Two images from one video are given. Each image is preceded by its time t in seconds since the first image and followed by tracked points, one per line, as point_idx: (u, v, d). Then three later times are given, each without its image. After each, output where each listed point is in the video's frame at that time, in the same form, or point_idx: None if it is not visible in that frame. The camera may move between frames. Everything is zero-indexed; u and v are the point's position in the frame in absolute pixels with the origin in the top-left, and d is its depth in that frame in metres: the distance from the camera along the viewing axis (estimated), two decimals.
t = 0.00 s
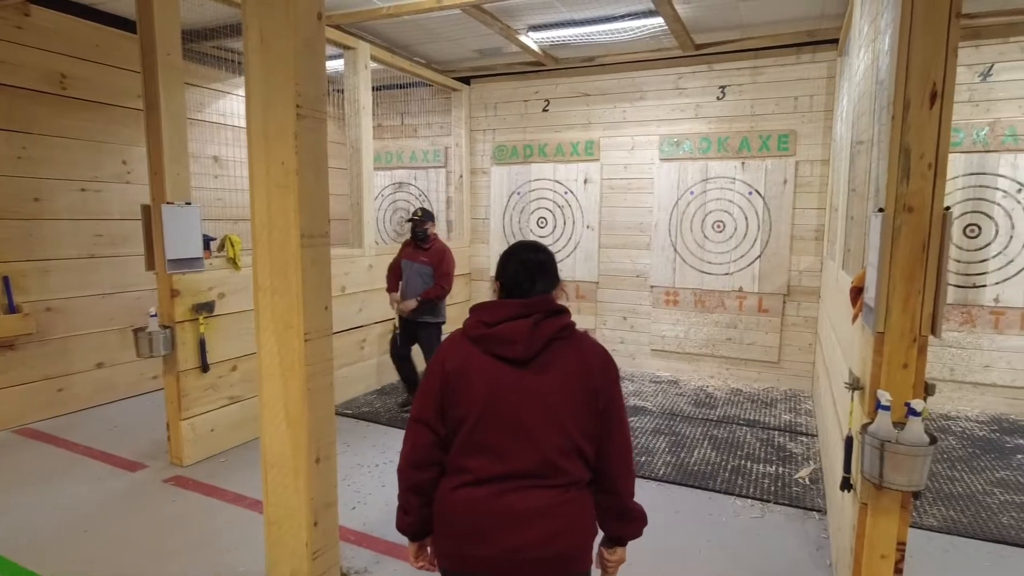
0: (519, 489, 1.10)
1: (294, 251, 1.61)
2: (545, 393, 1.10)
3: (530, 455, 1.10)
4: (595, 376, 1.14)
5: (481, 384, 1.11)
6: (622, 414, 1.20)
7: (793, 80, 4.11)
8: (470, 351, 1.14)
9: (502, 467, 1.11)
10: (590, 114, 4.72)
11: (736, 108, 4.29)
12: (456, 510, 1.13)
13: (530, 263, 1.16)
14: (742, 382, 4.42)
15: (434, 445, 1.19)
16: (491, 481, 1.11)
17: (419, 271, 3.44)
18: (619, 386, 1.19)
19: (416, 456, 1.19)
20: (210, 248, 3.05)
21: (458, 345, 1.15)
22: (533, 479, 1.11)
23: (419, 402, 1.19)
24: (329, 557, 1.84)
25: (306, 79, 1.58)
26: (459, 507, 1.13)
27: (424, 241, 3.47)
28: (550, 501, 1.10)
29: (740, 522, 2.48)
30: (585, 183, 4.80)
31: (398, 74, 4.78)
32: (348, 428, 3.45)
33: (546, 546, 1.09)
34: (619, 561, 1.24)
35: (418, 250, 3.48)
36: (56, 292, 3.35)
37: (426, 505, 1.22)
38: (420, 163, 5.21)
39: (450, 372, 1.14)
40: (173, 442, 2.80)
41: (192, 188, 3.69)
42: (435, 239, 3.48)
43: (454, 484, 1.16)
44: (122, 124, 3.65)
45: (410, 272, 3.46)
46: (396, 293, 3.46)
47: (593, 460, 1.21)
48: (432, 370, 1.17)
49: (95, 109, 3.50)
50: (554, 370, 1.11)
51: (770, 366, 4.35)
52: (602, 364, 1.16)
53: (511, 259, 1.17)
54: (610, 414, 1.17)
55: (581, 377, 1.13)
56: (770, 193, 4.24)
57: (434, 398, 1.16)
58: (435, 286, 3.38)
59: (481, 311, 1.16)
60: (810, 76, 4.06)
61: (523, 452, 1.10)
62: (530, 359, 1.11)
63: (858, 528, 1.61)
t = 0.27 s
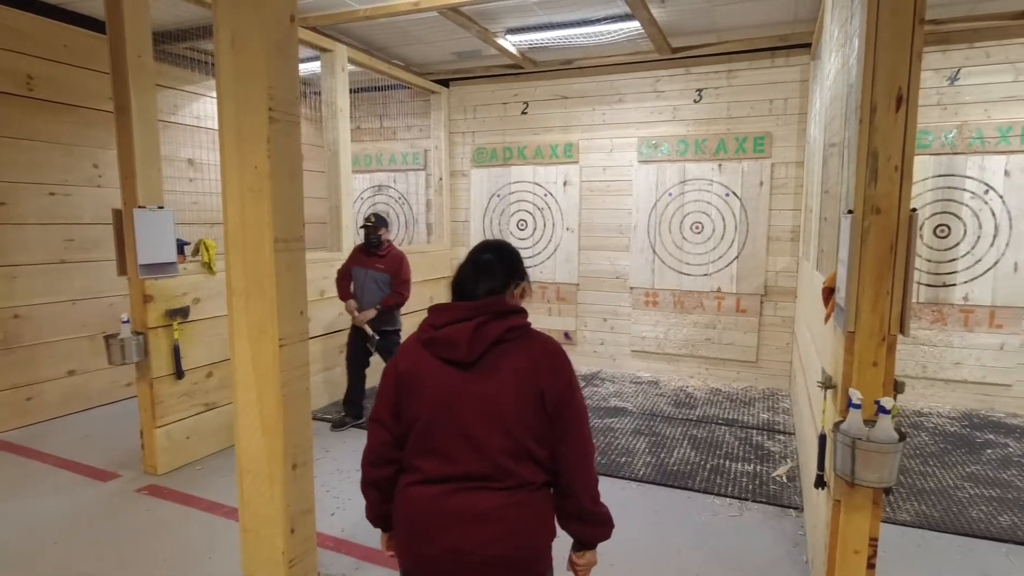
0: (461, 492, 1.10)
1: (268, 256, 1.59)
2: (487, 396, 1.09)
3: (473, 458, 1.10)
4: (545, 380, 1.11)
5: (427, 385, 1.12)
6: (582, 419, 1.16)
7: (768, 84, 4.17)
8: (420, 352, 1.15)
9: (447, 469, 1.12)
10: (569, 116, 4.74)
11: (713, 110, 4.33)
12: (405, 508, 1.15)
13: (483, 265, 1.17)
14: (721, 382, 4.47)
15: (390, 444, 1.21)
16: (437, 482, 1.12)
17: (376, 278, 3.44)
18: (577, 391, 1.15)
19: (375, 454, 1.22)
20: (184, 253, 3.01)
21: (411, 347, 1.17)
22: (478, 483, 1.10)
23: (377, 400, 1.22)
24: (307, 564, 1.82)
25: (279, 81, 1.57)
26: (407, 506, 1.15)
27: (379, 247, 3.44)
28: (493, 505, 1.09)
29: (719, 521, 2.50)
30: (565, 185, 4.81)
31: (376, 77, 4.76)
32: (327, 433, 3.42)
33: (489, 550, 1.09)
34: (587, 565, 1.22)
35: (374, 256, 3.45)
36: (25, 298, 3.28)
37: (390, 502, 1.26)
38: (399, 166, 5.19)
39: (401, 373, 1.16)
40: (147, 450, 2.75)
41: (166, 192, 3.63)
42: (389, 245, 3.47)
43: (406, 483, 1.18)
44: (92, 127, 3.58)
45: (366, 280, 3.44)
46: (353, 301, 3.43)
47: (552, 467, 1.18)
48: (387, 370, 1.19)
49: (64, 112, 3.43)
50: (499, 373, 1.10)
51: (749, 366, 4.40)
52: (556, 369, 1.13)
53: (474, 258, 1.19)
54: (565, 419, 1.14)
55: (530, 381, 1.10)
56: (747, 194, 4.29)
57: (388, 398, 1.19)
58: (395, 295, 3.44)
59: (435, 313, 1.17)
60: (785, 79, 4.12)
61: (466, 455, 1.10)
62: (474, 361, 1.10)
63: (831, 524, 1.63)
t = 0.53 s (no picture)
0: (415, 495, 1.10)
1: (245, 258, 1.58)
2: (440, 399, 1.08)
3: (428, 462, 1.10)
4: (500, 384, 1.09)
5: (384, 387, 1.13)
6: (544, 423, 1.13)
7: (747, 84, 4.21)
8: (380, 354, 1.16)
9: (403, 471, 1.12)
10: (550, 116, 4.75)
11: (693, 110, 4.37)
12: (366, 509, 1.16)
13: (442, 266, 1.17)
14: (703, 380, 4.50)
15: (355, 446, 1.22)
16: (394, 484, 1.13)
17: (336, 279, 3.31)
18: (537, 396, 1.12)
19: (342, 455, 1.24)
20: (161, 256, 2.97)
21: (372, 349, 1.18)
22: (432, 487, 1.10)
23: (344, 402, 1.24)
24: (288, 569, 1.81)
25: (254, 82, 1.56)
26: (367, 507, 1.16)
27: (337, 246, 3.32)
28: (446, 510, 1.09)
29: (701, 518, 2.53)
30: (547, 185, 4.82)
31: (356, 77, 4.73)
32: (309, 437, 3.39)
33: (443, 555, 1.08)
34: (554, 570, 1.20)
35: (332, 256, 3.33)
36: None
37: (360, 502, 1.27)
38: (380, 167, 5.16)
39: (362, 375, 1.17)
40: (124, 456, 2.71)
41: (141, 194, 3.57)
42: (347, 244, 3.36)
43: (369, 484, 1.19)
44: (65, 128, 3.52)
45: (327, 281, 3.31)
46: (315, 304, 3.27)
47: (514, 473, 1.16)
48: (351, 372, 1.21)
49: (35, 113, 3.37)
50: (453, 376, 1.09)
51: (730, 363, 4.44)
52: (513, 372, 1.11)
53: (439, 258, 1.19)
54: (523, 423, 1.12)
55: (484, 385, 1.09)
56: (727, 194, 4.33)
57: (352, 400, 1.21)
58: (359, 294, 3.34)
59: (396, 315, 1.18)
60: (762, 79, 4.17)
61: (421, 457, 1.10)
62: (428, 363, 1.10)
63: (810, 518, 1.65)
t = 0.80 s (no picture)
0: (417, 500, 1.10)
1: (232, 256, 1.56)
2: (443, 405, 1.07)
3: (429, 467, 1.09)
4: (503, 389, 1.09)
5: (382, 391, 1.12)
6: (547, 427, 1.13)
7: (735, 78, 4.22)
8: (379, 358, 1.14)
9: (403, 477, 1.11)
10: (540, 112, 4.74)
11: (682, 105, 4.37)
12: (363, 515, 1.15)
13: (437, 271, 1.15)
14: (695, 374, 4.52)
15: (350, 450, 1.20)
16: (394, 490, 1.12)
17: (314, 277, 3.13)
18: (539, 400, 1.12)
19: (336, 460, 1.22)
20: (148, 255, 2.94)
21: (370, 352, 1.16)
22: (433, 492, 1.09)
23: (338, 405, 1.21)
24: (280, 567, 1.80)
25: (239, 78, 1.54)
26: (364, 512, 1.15)
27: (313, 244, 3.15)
28: (447, 515, 1.08)
29: (693, 511, 2.54)
30: (538, 181, 4.82)
31: (344, 74, 4.70)
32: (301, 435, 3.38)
33: (442, 561, 1.08)
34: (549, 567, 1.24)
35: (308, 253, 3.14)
36: None
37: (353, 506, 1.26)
38: (370, 164, 5.14)
39: (359, 379, 1.15)
40: (113, 457, 2.69)
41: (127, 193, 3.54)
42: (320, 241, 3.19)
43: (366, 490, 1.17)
44: (49, 126, 3.48)
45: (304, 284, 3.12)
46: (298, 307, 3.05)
47: (514, 477, 1.16)
48: (347, 375, 1.19)
49: (18, 111, 3.33)
50: (456, 381, 1.08)
51: (722, 357, 4.46)
52: (516, 376, 1.10)
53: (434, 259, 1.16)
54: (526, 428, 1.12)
55: (487, 389, 1.08)
56: (717, 188, 4.35)
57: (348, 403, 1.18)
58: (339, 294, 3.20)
59: (395, 317, 1.16)
60: (751, 74, 4.18)
61: (422, 463, 1.09)
62: (429, 368, 1.09)
63: (800, 510, 1.66)
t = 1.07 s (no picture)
0: (423, 499, 1.10)
1: (232, 252, 1.56)
2: (448, 404, 1.07)
3: (435, 466, 1.09)
4: (508, 386, 1.09)
5: (386, 390, 1.11)
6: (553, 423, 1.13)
7: (735, 70, 4.20)
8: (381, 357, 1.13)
9: (409, 476, 1.11)
10: (539, 105, 4.73)
11: (682, 97, 4.36)
12: (368, 515, 1.15)
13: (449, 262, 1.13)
14: (696, 367, 4.52)
15: (352, 449, 1.20)
16: (399, 489, 1.12)
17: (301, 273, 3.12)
18: (544, 397, 1.12)
19: (339, 459, 1.21)
20: (148, 251, 2.94)
21: (371, 351, 1.15)
22: (439, 491, 1.09)
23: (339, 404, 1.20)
24: (284, 562, 1.80)
25: (237, 72, 1.53)
26: (370, 512, 1.14)
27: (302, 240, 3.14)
28: (455, 514, 1.08)
29: (695, 503, 2.54)
30: (538, 175, 4.81)
31: (343, 69, 4.68)
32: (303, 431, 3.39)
33: (449, 560, 1.08)
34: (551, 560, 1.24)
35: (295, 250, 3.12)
36: None
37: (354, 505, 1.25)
38: (370, 159, 5.13)
39: (361, 378, 1.14)
40: (116, 454, 2.69)
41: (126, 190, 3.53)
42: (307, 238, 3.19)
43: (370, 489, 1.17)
44: (47, 124, 3.47)
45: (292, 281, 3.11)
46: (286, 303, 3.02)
47: (520, 473, 1.16)
48: (348, 375, 1.17)
49: (16, 108, 3.32)
50: (461, 379, 1.08)
51: (723, 350, 4.46)
52: (521, 373, 1.10)
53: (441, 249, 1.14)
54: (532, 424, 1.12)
55: (493, 387, 1.08)
56: (718, 180, 4.33)
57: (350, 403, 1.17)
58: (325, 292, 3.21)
59: (396, 315, 1.15)
60: (751, 65, 4.16)
61: (428, 462, 1.09)
62: (434, 366, 1.08)
63: (802, 501, 1.66)
